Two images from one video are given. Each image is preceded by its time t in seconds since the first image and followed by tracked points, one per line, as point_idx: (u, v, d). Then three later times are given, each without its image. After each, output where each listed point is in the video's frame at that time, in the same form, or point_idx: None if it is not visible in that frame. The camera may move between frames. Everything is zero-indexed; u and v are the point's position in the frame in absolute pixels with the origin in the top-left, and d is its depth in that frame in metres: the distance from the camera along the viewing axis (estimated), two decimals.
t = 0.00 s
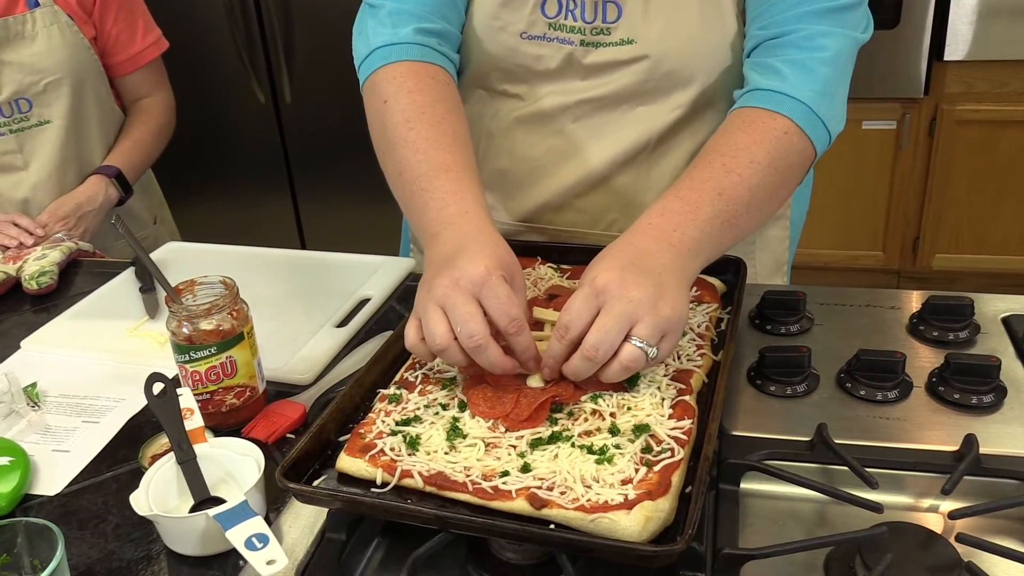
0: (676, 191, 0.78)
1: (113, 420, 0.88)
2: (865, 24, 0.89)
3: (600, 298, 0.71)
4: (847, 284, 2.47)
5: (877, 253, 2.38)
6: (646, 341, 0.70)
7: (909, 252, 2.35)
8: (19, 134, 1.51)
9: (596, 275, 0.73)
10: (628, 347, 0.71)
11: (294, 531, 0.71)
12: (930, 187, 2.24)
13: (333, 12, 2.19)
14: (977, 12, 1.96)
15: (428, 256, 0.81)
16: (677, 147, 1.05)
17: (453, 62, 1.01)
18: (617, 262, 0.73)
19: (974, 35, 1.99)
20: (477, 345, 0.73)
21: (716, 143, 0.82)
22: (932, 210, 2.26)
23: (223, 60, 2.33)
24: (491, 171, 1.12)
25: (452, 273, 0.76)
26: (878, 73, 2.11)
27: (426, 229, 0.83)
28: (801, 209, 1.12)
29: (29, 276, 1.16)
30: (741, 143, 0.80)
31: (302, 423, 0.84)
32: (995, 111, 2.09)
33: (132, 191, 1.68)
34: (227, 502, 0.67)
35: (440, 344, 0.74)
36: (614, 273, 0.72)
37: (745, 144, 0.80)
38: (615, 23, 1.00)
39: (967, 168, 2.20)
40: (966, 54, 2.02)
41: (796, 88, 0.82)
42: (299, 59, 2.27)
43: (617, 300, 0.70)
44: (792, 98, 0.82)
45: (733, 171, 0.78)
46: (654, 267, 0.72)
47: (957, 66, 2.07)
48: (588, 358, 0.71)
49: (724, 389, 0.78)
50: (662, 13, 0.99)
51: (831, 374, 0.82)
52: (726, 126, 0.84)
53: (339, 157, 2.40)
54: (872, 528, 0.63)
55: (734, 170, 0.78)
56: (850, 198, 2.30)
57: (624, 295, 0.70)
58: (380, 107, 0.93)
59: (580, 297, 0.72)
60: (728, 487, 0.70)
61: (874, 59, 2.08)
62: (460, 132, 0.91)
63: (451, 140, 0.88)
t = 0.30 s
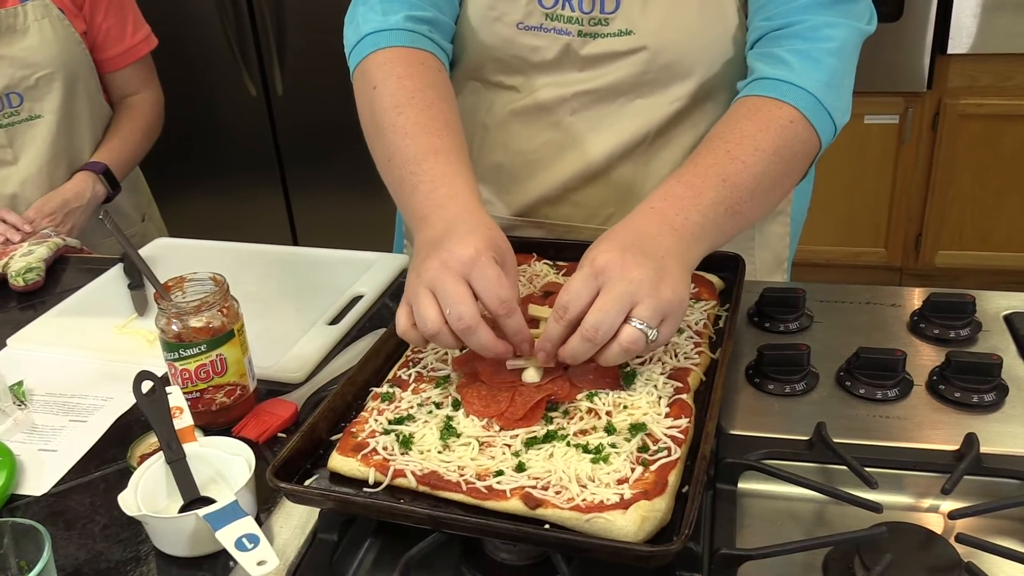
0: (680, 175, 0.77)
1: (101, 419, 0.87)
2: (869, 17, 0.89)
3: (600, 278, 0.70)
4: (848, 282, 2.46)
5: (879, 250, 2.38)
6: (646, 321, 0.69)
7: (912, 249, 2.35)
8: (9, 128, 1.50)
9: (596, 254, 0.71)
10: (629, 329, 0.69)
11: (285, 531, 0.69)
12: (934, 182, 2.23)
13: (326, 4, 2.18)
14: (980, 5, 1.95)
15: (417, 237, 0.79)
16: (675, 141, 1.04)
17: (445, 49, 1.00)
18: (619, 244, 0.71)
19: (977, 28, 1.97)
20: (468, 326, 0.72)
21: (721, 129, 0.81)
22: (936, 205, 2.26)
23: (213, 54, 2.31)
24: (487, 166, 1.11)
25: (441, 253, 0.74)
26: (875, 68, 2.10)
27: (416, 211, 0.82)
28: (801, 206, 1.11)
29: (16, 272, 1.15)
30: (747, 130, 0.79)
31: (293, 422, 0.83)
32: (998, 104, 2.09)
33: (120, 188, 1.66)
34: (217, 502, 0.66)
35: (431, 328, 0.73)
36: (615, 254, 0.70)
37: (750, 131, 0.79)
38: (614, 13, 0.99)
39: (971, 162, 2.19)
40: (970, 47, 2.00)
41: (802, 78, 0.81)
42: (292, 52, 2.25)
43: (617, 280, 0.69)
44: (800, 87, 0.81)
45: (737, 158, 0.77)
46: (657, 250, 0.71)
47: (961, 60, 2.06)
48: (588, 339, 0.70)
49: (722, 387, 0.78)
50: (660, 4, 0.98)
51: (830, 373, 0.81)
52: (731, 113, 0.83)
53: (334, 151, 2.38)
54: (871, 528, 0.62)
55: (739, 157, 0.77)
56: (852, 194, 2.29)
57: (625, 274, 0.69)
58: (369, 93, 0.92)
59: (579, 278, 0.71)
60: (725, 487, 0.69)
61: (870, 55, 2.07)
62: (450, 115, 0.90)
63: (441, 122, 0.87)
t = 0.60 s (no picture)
0: (700, 155, 0.75)
1: (89, 420, 0.85)
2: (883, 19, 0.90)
3: (621, 239, 0.68)
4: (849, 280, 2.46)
5: (881, 248, 2.37)
6: (667, 282, 0.67)
7: (915, 247, 2.34)
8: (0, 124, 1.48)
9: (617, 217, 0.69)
10: (650, 287, 0.67)
11: (277, 534, 0.68)
12: (937, 179, 2.22)
13: None
14: None
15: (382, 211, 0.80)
16: (673, 137, 1.03)
17: (424, 45, 1.01)
18: (640, 210, 0.70)
19: (981, 22, 1.96)
20: (420, 278, 0.71)
21: (743, 115, 0.79)
22: (939, 202, 2.25)
23: (203, 50, 2.29)
24: (482, 164, 1.10)
25: (406, 212, 0.74)
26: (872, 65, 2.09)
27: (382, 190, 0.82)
28: (802, 203, 1.10)
29: (2, 270, 1.13)
30: (770, 117, 0.78)
31: (285, 423, 0.81)
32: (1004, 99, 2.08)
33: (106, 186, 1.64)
34: (207, 505, 0.65)
35: (387, 280, 0.73)
36: (636, 219, 0.69)
37: (774, 118, 0.78)
38: (611, 7, 0.97)
39: (974, 159, 2.18)
40: (974, 42, 1.99)
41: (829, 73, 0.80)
42: (284, 47, 2.23)
43: (638, 241, 0.67)
44: (823, 80, 0.80)
45: (759, 142, 0.76)
46: (676, 218, 0.69)
47: (966, 54, 2.04)
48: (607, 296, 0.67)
49: (720, 387, 0.77)
50: None
51: (830, 373, 0.80)
52: (753, 101, 0.81)
53: (329, 148, 2.37)
54: (871, 530, 0.61)
55: (761, 143, 0.76)
56: (853, 191, 2.29)
57: (645, 236, 0.67)
58: (339, 87, 0.93)
59: (598, 239, 0.69)
60: (724, 489, 0.68)
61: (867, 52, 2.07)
62: (420, 98, 0.90)
63: (411, 107, 0.88)
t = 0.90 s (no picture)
0: (700, 148, 0.75)
1: (78, 420, 0.83)
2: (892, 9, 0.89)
3: (598, 234, 0.67)
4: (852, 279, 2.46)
5: (885, 246, 2.36)
6: (644, 267, 0.64)
7: (919, 245, 2.34)
8: None
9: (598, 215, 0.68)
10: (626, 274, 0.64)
11: (270, 536, 0.67)
12: (942, 176, 2.21)
13: None
14: None
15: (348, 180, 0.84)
16: (673, 132, 1.02)
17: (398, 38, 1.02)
18: (624, 207, 0.68)
19: (987, 15, 1.95)
20: (365, 233, 0.74)
21: (746, 106, 0.79)
22: (944, 199, 2.24)
23: (195, 45, 2.27)
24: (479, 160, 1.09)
25: (358, 179, 0.78)
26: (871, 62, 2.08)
27: (347, 166, 0.87)
28: (805, 200, 1.09)
29: None
30: (770, 109, 0.77)
31: (278, 424, 0.80)
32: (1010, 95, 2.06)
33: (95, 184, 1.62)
34: (199, 507, 0.63)
35: (337, 241, 0.76)
36: (617, 213, 0.67)
37: (774, 110, 0.77)
38: None
39: (980, 156, 2.17)
40: (979, 36, 1.98)
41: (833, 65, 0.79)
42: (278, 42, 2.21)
43: (614, 233, 0.65)
44: (826, 69, 0.79)
45: (758, 133, 0.75)
46: (671, 207, 0.68)
47: (970, 49, 2.03)
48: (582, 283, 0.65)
49: (721, 386, 0.75)
50: None
51: (832, 373, 0.79)
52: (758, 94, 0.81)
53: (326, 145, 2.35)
54: (873, 532, 0.60)
55: (761, 135, 0.75)
56: (857, 189, 2.28)
57: (621, 229, 0.65)
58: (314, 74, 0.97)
59: (579, 237, 0.68)
60: (724, 491, 0.67)
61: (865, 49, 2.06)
62: (386, 83, 0.95)
63: (375, 88, 0.92)
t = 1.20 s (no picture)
0: (699, 146, 0.74)
1: (69, 421, 0.82)
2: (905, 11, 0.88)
3: (594, 224, 0.68)
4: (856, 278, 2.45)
5: (889, 245, 2.36)
6: (639, 253, 0.65)
7: (924, 244, 2.33)
8: None
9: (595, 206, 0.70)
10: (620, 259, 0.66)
11: (264, 540, 0.65)
12: (948, 175, 2.20)
13: None
14: None
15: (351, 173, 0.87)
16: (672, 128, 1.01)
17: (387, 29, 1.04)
18: (619, 196, 0.70)
19: (993, 10, 1.94)
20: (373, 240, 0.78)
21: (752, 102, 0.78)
22: (949, 198, 2.24)
23: (187, 41, 2.26)
24: (475, 157, 1.07)
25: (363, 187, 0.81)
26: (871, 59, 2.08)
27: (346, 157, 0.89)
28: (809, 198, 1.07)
29: None
30: (774, 104, 0.76)
31: (272, 425, 0.78)
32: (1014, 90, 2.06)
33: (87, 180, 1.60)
34: (192, 510, 0.62)
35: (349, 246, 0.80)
36: (613, 203, 0.69)
37: (779, 106, 0.76)
38: None
39: (985, 153, 2.17)
40: (986, 31, 1.97)
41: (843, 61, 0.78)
42: (273, 36, 2.20)
43: (609, 223, 0.67)
44: (834, 66, 0.78)
45: (762, 129, 0.74)
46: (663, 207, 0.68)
47: (973, 44, 2.03)
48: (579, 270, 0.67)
49: (723, 387, 0.74)
50: None
51: (836, 373, 0.78)
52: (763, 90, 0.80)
53: (325, 140, 2.33)
54: (878, 535, 0.59)
55: (764, 130, 0.74)
56: (861, 187, 2.28)
57: (616, 219, 0.67)
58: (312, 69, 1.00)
59: (575, 228, 0.70)
60: (727, 493, 0.66)
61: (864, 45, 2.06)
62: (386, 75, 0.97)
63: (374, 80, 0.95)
